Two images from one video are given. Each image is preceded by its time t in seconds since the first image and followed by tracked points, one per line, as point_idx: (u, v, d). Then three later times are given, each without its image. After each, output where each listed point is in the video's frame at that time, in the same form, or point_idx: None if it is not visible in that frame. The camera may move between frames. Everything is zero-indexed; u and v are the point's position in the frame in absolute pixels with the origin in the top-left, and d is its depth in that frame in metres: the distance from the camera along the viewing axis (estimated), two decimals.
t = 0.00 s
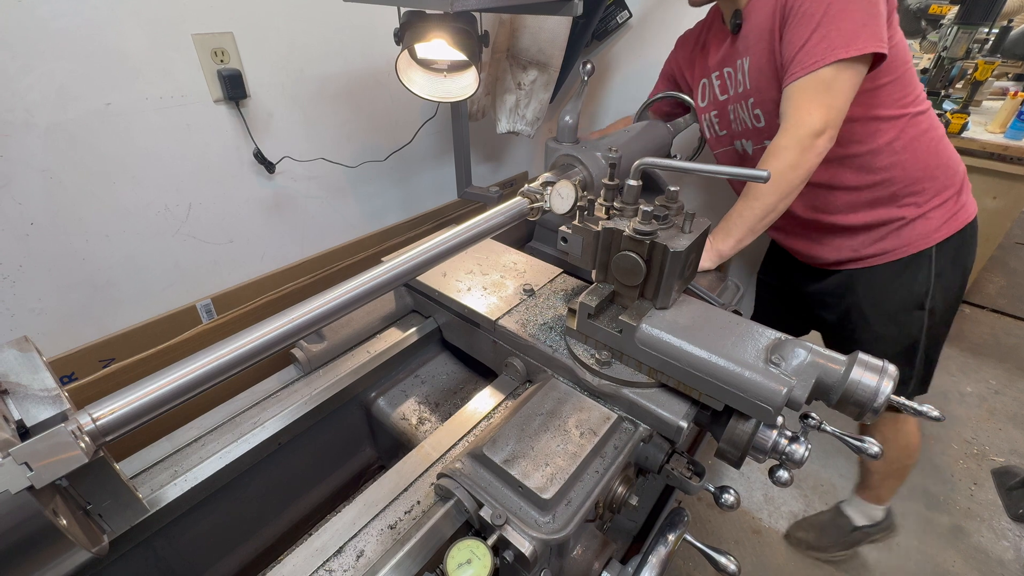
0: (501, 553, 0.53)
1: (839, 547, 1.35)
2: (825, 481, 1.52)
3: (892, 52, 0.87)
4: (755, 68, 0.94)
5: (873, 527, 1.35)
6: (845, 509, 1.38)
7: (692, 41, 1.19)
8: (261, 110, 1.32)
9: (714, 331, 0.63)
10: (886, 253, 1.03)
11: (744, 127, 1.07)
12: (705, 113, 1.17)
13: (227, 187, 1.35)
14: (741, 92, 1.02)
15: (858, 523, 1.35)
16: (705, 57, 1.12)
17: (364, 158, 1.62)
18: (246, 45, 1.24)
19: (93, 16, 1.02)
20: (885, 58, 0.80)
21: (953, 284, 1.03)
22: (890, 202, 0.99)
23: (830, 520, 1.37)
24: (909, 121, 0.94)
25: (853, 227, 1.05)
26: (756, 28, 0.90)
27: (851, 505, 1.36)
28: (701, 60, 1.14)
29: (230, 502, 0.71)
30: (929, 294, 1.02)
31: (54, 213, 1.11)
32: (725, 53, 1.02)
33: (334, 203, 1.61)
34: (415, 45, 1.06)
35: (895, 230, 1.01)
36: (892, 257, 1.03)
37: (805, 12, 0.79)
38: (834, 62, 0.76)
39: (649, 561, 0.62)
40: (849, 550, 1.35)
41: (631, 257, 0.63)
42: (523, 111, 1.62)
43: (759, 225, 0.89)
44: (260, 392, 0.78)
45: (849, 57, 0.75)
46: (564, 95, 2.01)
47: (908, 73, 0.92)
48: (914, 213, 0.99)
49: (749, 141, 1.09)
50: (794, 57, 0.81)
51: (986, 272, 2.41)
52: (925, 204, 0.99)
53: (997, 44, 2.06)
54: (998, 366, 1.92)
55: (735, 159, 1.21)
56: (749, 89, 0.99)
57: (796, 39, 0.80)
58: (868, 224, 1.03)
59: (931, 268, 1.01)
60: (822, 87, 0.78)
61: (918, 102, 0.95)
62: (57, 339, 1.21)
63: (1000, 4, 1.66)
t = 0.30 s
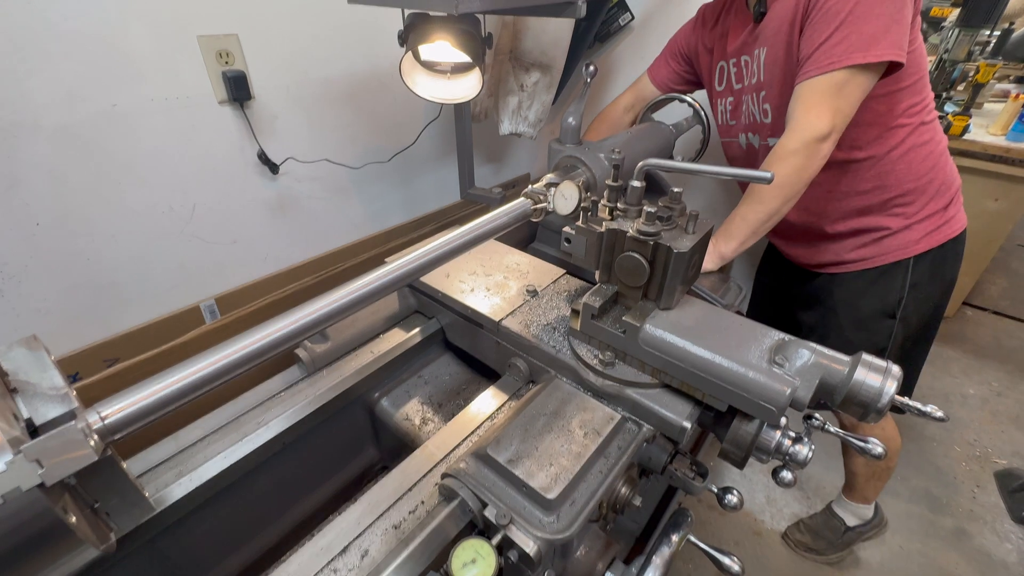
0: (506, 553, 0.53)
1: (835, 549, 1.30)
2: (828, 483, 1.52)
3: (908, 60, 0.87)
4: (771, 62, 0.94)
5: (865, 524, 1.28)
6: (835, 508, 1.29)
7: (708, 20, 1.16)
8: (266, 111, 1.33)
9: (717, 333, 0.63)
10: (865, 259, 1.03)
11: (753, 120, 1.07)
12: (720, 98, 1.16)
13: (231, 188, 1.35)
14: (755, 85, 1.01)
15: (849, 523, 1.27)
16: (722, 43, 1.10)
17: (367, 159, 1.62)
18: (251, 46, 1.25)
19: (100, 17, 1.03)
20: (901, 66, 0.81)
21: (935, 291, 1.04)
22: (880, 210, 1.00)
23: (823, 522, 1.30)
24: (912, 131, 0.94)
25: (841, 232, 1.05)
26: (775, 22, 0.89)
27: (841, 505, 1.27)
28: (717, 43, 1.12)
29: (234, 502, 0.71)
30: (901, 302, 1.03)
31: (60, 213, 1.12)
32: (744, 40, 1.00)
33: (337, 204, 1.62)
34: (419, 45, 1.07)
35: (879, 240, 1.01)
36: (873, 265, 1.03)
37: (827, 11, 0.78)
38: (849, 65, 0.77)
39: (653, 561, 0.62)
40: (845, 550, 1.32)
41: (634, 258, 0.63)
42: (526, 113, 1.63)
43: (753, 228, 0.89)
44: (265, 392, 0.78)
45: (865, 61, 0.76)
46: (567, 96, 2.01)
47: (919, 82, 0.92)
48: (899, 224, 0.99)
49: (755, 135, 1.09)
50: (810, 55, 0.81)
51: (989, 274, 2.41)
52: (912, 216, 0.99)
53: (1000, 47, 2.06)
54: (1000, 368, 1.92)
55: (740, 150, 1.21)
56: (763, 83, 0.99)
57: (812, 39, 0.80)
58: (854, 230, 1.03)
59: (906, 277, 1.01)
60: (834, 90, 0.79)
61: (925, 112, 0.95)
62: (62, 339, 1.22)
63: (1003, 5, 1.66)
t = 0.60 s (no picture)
0: (506, 552, 0.53)
1: (836, 544, 1.29)
2: (829, 482, 1.52)
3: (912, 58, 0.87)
4: (774, 63, 0.93)
5: (864, 519, 1.25)
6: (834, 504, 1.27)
7: (700, 24, 1.16)
8: (266, 110, 1.33)
9: (719, 331, 0.63)
10: (872, 255, 1.03)
11: (754, 123, 1.07)
12: (715, 100, 1.16)
13: (232, 186, 1.35)
14: (756, 88, 1.00)
15: (847, 518, 1.25)
16: (717, 45, 1.10)
17: (368, 158, 1.62)
18: (251, 45, 1.25)
19: (101, 16, 1.03)
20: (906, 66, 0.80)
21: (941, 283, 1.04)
22: (885, 206, 0.99)
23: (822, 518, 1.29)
24: (916, 128, 0.94)
25: (845, 229, 1.05)
26: (780, 20, 0.88)
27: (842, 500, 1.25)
28: (712, 47, 1.11)
29: (234, 500, 0.71)
30: (910, 298, 1.02)
31: (61, 212, 1.12)
32: (743, 42, 1.00)
33: (337, 202, 1.62)
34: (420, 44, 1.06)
35: (886, 234, 1.01)
36: (880, 260, 1.03)
37: (834, 10, 0.78)
38: (856, 66, 0.76)
39: (654, 561, 0.62)
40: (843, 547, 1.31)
41: (636, 257, 0.63)
42: (526, 111, 1.63)
43: (757, 228, 0.89)
44: (265, 391, 0.78)
45: (872, 61, 0.75)
46: (568, 94, 2.01)
47: (921, 79, 0.92)
48: (907, 218, 0.99)
49: (757, 138, 1.09)
50: (817, 55, 0.80)
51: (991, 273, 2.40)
52: (918, 211, 0.99)
53: (1002, 45, 2.05)
54: (1002, 368, 1.92)
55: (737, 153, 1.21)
56: (764, 85, 0.98)
57: (820, 37, 0.80)
58: (860, 225, 1.03)
59: (915, 272, 1.01)
60: (840, 91, 0.79)
61: (926, 109, 0.95)
62: (64, 338, 1.22)
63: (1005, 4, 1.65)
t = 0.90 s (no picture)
0: (506, 551, 0.53)
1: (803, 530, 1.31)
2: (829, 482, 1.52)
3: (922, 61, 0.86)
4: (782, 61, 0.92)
5: (833, 508, 1.28)
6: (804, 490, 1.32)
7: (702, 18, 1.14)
8: (267, 109, 1.33)
9: (719, 331, 0.63)
10: (867, 251, 1.03)
11: (757, 121, 1.06)
12: (717, 97, 1.15)
13: (233, 186, 1.35)
14: (761, 86, 1.00)
15: (816, 504, 1.29)
16: (721, 40, 1.09)
17: (368, 157, 1.62)
18: (252, 45, 1.25)
19: (101, 16, 1.03)
20: (914, 72, 0.80)
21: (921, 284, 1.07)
22: (882, 206, 0.99)
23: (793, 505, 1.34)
24: (919, 130, 0.94)
25: (842, 228, 1.04)
26: (790, 18, 0.88)
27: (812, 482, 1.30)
28: (715, 41, 1.11)
29: (234, 499, 0.71)
30: (891, 294, 1.04)
31: (62, 211, 1.12)
32: (749, 38, 0.99)
33: (338, 202, 1.62)
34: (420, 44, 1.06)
35: (882, 232, 1.01)
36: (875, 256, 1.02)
37: (848, 11, 0.77)
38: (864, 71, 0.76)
39: (654, 561, 0.62)
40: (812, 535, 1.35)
41: (636, 257, 0.63)
42: (527, 111, 1.63)
43: (757, 229, 0.89)
44: (265, 390, 0.78)
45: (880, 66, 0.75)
46: (568, 94, 2.01)
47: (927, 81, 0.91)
48: (903, 218, 0.99)
49: (760, 136, 1.08)
50: (828, 56, 0.80)
51: (992, 273, 2.40)
52: (915, 211, 0.99)
53: (1003, 44, 2.05)
54: (1002, 368, 1.92)
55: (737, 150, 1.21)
56: (770, 83, 0.98)
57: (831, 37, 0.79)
58: (857, 223, 1.02)
59: (900, 270, 1.02)
60: (848, 94, 0.79)
61: (930, 112, 0.95)
62: (65, 337, 1.22)
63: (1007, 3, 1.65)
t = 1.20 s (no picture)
0: (506, 551, 0.53)
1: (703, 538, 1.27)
2: (829, 482, 1.52)
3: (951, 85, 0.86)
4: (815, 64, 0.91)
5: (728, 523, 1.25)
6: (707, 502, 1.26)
7: None
8: (266, 109, 1.33)
9: (719, 331, 0.63)
10: (857, 263, 1.03)
11: (773, 119, 1.04)
12: (732, 84, 1.12)
13: (233, 186, 1.35)
14: (786, 85, 0.98)
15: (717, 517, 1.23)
16: (746, 20, 1.03)
17: (368, 158, 1.62)
18: (251, 45, 1.25)
19: (101, 16, 1.03)
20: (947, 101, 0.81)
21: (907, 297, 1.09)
22: (880, 219, 0.99)
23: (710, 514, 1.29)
24: (931, 150, 0.94)
25: (835, 237, 1.04)
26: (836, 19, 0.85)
27: (713, 494, 1.23)
28: (739, 19, 1.05)
29: (234, 500, 0.71)
30: (886, 309, 1.04)
31: (62, 211, 1.12)
32: (783, 27, 0.96)
33: (338, 202, 1.62)
34: (420, 44, 1.06)
35: (873, 246, 1.01)
36: (865, 269, 1.02)
37: (902, 27, 0.76)
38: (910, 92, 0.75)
39: (654, 561, 0.62)
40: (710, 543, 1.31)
41: (635, 257, 0.63)
42: (527, 111, 1.63)
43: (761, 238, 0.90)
44: (265, 390, 0.78)
45: (929, 89, 0.74)
46: (568, 93, 2.01)
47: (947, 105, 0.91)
48: (896, 233, 0.99)
49: (772, 135, 1.07)
50: (875, 72, 0.78)
51: (992, 273, 2.40)
52: (909, 228, 0.99)
53: (1004, 45, 2.03)
54: (1003, 368, 1.92)
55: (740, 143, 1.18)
56: (797, 84, 0.96)
57: (881, 48, 0.78)
58: (850, 232, 1.02)
59: (894, 286, 1.02)
60: (882, 117, 0.78)
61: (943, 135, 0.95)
62: (65, 337, 1.22)
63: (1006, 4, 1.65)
